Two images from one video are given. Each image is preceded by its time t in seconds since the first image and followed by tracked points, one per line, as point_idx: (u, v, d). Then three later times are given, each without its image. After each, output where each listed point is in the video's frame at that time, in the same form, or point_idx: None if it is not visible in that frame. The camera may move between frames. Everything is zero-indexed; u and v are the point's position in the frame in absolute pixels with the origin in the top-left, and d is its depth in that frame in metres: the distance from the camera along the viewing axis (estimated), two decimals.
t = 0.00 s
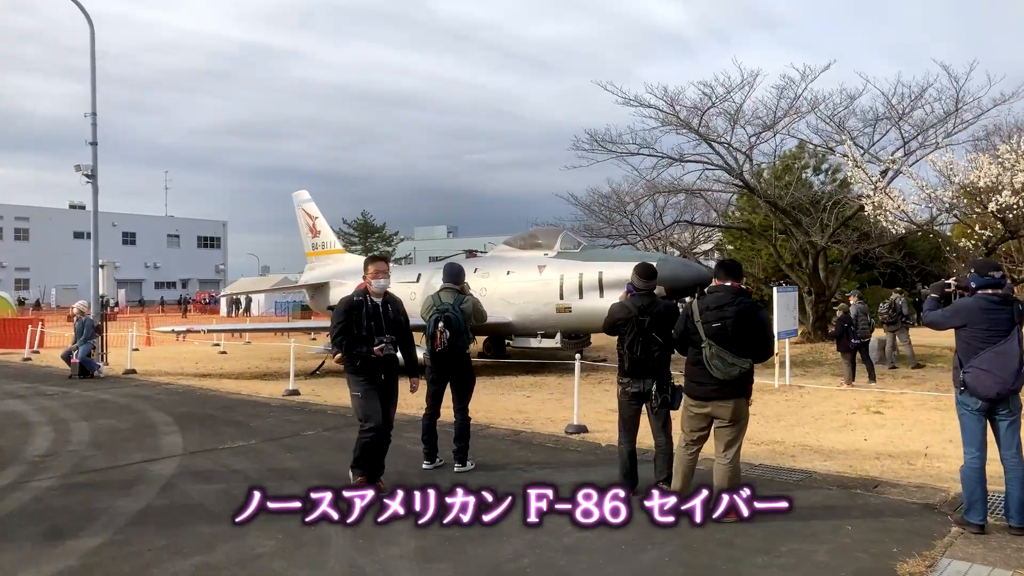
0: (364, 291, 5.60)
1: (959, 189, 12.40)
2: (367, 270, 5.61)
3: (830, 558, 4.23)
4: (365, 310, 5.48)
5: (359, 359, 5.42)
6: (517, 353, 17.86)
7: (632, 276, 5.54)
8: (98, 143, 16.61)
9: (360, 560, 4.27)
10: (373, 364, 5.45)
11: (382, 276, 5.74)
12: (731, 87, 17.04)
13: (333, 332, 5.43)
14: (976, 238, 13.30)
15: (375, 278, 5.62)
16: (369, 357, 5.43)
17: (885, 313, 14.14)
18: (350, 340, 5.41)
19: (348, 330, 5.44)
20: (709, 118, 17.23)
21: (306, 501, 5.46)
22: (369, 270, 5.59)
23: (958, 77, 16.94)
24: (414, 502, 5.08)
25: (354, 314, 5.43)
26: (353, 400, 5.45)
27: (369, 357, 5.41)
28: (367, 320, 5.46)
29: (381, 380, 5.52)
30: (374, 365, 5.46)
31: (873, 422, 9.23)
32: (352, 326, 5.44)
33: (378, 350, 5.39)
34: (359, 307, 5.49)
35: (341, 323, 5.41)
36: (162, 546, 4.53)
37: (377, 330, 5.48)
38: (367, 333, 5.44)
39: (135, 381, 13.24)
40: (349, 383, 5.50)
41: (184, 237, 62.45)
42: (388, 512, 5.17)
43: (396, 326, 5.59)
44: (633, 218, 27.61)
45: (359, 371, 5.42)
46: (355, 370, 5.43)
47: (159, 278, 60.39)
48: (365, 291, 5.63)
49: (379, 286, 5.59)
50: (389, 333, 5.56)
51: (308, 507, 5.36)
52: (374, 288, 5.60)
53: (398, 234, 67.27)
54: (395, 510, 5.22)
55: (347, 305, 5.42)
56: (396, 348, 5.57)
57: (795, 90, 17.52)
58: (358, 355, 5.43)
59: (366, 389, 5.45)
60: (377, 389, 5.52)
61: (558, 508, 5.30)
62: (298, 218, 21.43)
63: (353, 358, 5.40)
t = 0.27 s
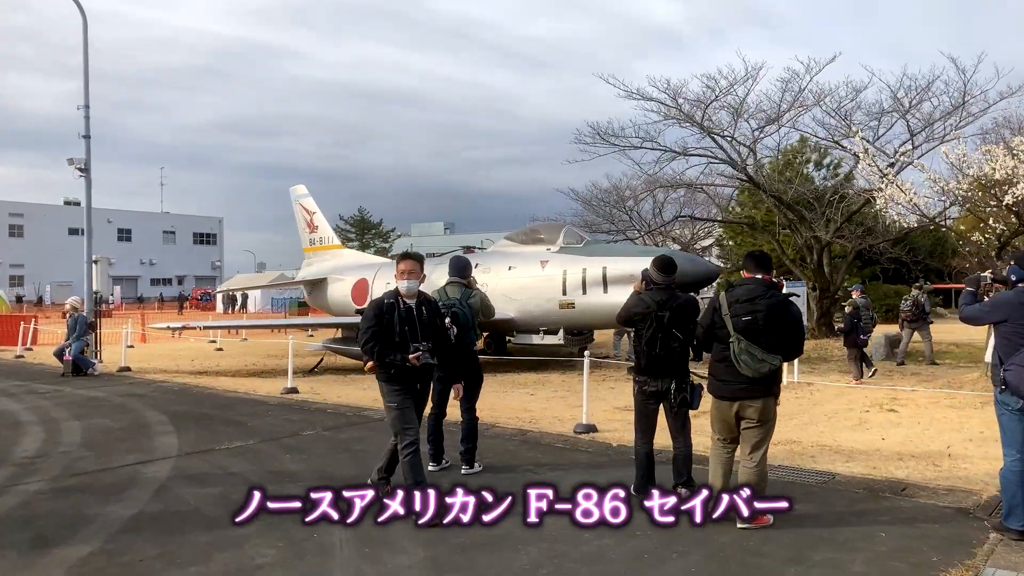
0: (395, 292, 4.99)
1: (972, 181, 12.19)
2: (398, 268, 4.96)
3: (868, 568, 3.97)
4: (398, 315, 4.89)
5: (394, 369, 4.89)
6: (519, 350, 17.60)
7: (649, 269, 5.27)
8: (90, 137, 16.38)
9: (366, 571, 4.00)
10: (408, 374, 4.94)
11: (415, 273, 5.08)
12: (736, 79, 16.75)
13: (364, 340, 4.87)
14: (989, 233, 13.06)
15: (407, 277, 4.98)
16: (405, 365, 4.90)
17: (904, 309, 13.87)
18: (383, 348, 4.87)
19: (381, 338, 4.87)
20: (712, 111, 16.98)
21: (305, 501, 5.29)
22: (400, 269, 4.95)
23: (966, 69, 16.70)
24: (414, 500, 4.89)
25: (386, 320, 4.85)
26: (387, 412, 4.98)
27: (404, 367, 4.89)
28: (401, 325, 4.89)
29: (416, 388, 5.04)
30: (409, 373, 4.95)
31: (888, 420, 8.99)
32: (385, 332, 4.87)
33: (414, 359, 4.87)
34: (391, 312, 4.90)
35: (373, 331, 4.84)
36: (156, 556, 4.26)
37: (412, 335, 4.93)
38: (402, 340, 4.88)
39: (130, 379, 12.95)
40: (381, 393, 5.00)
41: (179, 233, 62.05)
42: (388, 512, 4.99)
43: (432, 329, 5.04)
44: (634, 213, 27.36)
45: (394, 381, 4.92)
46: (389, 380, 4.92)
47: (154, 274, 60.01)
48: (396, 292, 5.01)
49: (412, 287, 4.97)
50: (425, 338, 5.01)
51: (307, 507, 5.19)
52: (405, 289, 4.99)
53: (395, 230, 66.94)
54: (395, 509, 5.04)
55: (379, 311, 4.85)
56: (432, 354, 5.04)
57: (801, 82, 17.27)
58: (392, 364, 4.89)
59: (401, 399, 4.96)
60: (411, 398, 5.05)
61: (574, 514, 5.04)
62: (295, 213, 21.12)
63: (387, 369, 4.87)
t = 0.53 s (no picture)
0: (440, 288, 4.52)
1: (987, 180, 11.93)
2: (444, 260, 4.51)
3: None
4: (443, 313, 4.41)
5: (437, 373, 4.40)
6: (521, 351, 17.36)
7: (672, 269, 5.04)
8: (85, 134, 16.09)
9: None
10: (452, 377, 4.43)
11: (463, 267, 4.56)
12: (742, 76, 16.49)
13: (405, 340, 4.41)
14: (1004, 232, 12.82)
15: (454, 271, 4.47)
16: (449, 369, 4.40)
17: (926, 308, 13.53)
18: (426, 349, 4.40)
19: (423, 338, 4.39)
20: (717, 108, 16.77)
21: (305, 501, 5.36)
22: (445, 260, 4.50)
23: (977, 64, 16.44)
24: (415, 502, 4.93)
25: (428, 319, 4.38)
26: (428, 421, 4.46)
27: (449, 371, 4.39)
28: (446, 324, 4.41)
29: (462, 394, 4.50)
30: (455, 378, 4.44)
31: (906, 424, 8.76)
32: (428, 332, 4.40)
33: (461, 361, 4.37)
34: (436, 308, 4.43)
35: (416, 328, 4.37)
36: None
37: (459, 336, 4.44)
38: (447, 340, 4.40)
39: (127, 381, 12.68)
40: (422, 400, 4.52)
41: (176, 232, 61.67)
42: (387, 512, 5.09)
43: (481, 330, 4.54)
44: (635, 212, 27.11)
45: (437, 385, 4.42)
46: (431, 385, 4.44)
47: (151, 273, 59.65)
48: (442, 287, 4.53)
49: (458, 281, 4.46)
50: (473, 339, 4.53)
51: (307, 507, 5.27)
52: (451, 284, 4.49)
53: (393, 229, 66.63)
54: (394, 509, 5.15)
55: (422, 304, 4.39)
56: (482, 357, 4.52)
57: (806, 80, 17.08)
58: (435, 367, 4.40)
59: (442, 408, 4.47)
60: (455, 406, 4.53)
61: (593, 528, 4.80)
62: (294, 211, 20.84)
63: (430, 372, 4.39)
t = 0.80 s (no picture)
0: (507, 290, 4.00)
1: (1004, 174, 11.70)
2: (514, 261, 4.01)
3: None
4: (509, 318, 3.88)
5: (501, 387, 3.82)
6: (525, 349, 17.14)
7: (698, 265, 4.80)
8: (81, 126, 15.79)
9: None
10: (522, 393, 3.83)
11: (533, 267, 4.05)
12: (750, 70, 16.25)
13: (467, 346, 3.87)
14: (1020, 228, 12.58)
15: (521, 271, 3.97)
16: (517, 384, 3.81)
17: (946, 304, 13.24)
18: (492, 359, 3.84)
19: (488, 346, 3.85)
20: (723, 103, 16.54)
21: (303, 497, 5.30)
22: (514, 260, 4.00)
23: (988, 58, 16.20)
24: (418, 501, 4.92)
25: (492, 323, 3.86)
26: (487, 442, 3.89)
27: (515, 384, 3.81)
28: (513, 331, 3.87)
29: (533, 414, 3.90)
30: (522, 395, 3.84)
31: (924, 424, 8.52)
32: (493, 340, 3.85)
33: (532, 374, 3.79)
34: (504, 313, 3.89)
35: (481, 334, 3.84)
36: None
37: (528, 345, 3.90)
38: (512, 349, 3.85)
39: (123, 378, 12.40)
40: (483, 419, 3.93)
41: (173, 228, 61.31)
42: (388, 512, 4.98)
43: (549, 341, 4.00)
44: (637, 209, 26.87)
45: (505, 402, 3.83)
46: (494, 403, 3.85)
47: (148, 270, 59.30)
48: (508, 290, 4.01)
49: (528, 282, 3.94)
50: (543, 350, 3.96)
51: (307, 506, 5.13)
52: (520, 286, 3.98)
53: (391, 226, 66.32)
54: (395, 509, 5.03)
55: (490, 307, 3.85)
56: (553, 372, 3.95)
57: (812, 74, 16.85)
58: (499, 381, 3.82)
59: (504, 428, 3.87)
60: (522, 427, 3.91)
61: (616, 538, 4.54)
62: (294, 207, 20.55)
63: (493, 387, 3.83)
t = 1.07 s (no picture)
0: (592, 283, 3.58)
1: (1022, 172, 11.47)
2: (599, 249, 3.62)
3: None
4: (596, 316, 3.44)
5: (590, 395, 3.42)
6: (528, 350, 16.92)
7: (732, 265, 4.52)
8: (77, 123, 15.49)
9: None
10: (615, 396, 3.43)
11: (619, 257, 3.61)
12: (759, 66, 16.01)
13: (550, 349, 3.46)
14: None
15: (607, 262, 3.59)
16: (603, 392, 3.41)
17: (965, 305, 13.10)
18: (576, 362, 3.44)
19: (575, 348, 3.44)
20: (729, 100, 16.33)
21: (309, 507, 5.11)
22: (599, 248, 3.61)
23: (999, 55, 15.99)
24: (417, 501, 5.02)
25: (578, 323, 3.42)
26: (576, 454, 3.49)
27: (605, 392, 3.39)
28: (600, 332, 3.44)
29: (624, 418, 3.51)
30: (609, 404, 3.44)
31: (947, 429, 8.29)
32: (579, 342, 3.44)
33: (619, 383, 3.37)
34: (589, 309, 3.44)
35: (564, 333, 3.42)
36: None
37: (616, 348, 3.47)
38: (599, 352, 3.44)
39: (120, 381, 12.12)
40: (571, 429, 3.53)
41: (170, 227, 60.94)
42: (391, 517, 4.94)
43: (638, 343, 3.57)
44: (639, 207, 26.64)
45: (597, 406, 3.43)
46: (582, 412, 3.44)
47: (144, 269, 58.93)
48: (593, 283, 3.59)
49: (615, 274, 3.56)
50: (633, 353, 3.53)
51: (311, 512, 5.03)
52: (606, 278, 3.57)
53: (389, 225, 66.02)
54: (394, 510, 5.07)
55: (574, 303, 3.43)
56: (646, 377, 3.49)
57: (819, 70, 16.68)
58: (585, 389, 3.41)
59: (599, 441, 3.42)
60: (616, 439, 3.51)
61: (644, 555, 4.28)
62: (294, 205, 20.26)
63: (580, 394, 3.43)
